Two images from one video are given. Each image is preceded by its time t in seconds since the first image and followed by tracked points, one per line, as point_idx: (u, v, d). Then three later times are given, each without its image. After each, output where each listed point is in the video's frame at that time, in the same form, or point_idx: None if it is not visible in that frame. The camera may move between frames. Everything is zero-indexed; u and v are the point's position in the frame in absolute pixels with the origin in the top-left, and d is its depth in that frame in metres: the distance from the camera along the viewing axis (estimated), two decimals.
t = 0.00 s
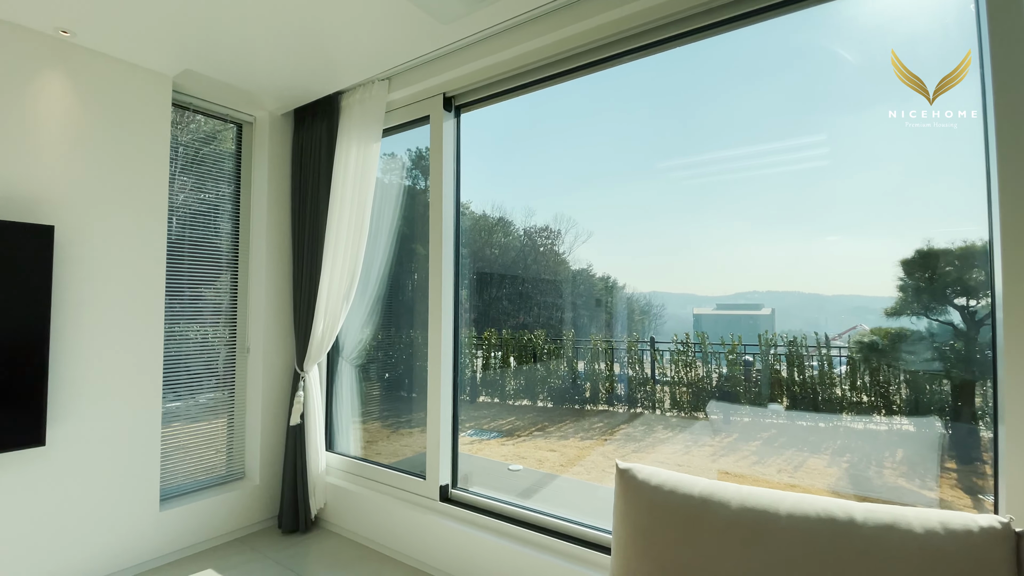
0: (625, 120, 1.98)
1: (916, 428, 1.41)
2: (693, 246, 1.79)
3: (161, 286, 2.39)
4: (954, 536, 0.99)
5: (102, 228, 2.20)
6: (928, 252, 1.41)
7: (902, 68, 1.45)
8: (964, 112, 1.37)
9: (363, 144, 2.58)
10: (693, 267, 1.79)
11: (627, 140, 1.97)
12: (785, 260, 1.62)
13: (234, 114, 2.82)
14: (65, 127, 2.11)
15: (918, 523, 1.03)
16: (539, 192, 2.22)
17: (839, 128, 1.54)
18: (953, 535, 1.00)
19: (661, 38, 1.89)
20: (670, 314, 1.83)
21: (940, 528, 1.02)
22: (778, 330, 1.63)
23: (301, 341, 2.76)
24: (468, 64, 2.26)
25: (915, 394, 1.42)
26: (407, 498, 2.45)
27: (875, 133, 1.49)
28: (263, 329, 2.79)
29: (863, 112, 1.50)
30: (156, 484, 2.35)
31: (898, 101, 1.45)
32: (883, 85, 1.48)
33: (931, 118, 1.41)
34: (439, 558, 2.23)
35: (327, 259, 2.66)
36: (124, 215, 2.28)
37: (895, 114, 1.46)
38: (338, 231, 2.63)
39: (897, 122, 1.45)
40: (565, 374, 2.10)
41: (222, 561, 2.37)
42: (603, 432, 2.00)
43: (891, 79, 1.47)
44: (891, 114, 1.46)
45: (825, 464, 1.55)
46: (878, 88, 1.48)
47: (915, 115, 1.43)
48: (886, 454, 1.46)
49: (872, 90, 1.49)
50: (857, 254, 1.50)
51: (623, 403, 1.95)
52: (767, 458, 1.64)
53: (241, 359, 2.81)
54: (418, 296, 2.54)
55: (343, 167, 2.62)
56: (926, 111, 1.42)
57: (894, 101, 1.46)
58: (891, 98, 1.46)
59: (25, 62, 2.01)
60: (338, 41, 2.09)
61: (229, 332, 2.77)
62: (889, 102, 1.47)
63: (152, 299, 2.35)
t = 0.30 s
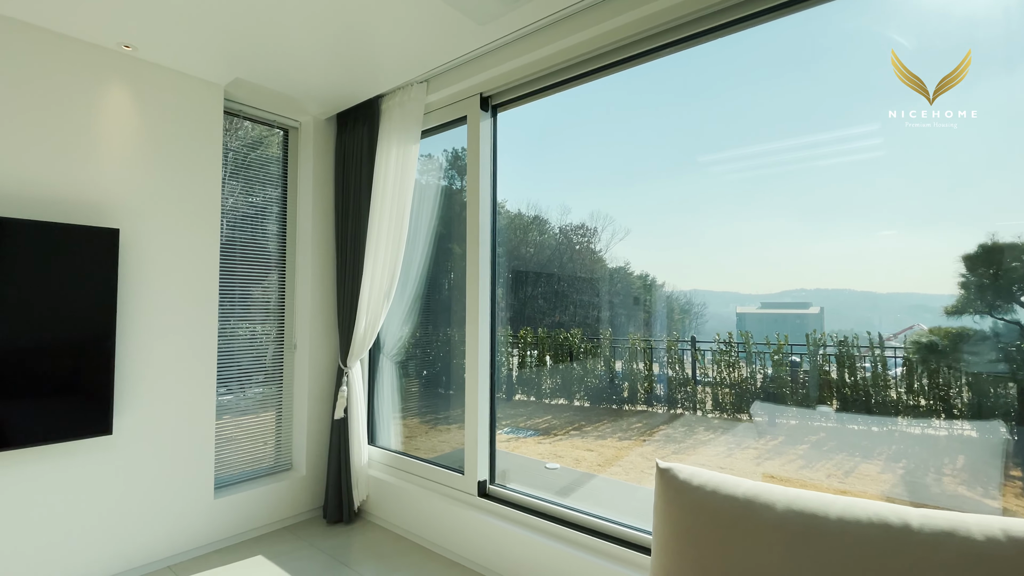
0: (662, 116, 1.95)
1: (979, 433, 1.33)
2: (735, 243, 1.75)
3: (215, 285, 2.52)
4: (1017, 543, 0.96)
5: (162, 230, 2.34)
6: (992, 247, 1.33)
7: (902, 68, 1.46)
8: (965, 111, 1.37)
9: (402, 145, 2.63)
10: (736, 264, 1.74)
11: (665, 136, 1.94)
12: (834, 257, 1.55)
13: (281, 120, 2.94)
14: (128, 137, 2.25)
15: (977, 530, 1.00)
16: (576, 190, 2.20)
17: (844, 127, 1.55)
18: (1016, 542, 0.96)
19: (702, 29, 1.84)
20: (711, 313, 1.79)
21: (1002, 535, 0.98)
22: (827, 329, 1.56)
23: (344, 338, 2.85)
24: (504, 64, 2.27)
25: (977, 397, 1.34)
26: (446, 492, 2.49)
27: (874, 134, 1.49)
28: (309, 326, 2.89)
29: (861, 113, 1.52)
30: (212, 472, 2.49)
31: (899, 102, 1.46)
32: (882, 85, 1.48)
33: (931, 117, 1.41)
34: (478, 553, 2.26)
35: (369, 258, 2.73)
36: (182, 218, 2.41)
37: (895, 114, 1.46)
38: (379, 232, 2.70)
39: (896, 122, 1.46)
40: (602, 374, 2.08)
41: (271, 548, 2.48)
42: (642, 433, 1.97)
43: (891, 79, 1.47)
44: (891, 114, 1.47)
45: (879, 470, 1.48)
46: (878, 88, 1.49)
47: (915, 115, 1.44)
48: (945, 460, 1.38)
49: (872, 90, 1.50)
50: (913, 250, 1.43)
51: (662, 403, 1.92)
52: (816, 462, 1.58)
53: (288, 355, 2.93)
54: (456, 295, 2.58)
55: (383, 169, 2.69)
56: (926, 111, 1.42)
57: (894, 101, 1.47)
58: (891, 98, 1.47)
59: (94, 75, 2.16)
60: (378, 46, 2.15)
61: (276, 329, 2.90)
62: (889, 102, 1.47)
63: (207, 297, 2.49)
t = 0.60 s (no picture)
0: (695, 113, 1.91)
1: None
2: (773, 241, 1.71)
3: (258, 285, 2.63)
4: None
5: (210, 233, 2.46)
6: None
7: (902, 68, 1.47)
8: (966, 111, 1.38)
9: (436, 147, 2.68)
10: (775, 261, 1.70)
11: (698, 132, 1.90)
12: (879, 255, 1.50)
13: (320, 124, 3.04)
14: (178, 144, 2.37)
15: None
16: (607, 188, 2.19)
17: (849, 126, 1.56)
18: None
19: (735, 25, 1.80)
20: (748, 313, 1.75)
21: None
22: (871, 329, 1.51)
23: (380, 336, 2.92)
24: (536, 64, 2.28)
25: None
26: (480, 488, 2.53)
27: (876, 134, 1.51)
28: (347, 324, 2.98)
29: (862, 114, 1.54)
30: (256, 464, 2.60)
31: (899, 103, 1.47)
32: (883, 85, 1.50)
33: (931, 118, 1.42)
34: (511, 549, 2.28)
35: (404, 258, 2.79)
36: (228, 221, 2.52)
37: (895, 114, 1.48)
38: (414, 232, 2.76)
39: (896, 121, 1.48)
40: (635, 373, 2.07)
41: (312, 539, 2.57)
42: (675, 434, 1.94)
43: (891, 79, 1.49)
44: (891, 114, 1.49)
45: (927, 476, 1.42)
46: (879, 88, 1.51)
47: (915, 115, 1.45)
48: (1000, 467, 1.32)
49: (874, 91, 1.52)
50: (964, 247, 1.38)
51: (697, 404, 1.89)
52: (860, 467, 1.52)
53: (326, 352, 3.03)
54: (489, 294, 2.61)
55: (418, 171, 2.75)
56: (926, 112, 1.43)
57: (894, 101, 1.48)
58: (892, 98, 1.49)
59: (148, 87, 2.29)
60: (413, 50, 2.20)
61: (316, 327, 2.99)
62: (890, 102, 1.49)
63: (251, 297, 2.59)
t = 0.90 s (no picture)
0: (725, 109, 1.89)
1: None
2: (809, 240, 1.66)
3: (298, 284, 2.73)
4: None
5: (251, 234, 2.57)
6: None
7: (902, 68, 1.49)
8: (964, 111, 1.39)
9: (467, 148, 2.72)
10: (808, 260, 1.66)
11: (728, 129, 1.88)
12: (921, 252, 1.45)
13: (354, 128, 3.13)
14: (223, 150, 2.49)
15: None
16: (635, 187, 2.18)
17: (853, 127, 1.58)
18: None
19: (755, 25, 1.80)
20: (781, 313, 1.72)
21: None
22: (912, 329, 1.47)
23: (413, 335, 2.99)
24: (567, 64, 2.29)
25: None
26: (511, 486, 2.56)
27: (877, 134, 1.53)
28: (381, 323, 3.06)
29: (863, 115, 1.56)
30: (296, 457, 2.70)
31: (898, 102, 1.49)
32: (883, 85, 1.52)
33: (932, 118, 1.44)
34: (542, 546, 2.31)
35: (436, 258, 2.85)
36: (268, 223, 2.63)
37: (895, 114, 1.50)
38: (445, 233, 2.81)
39: (896, 121, 1.49)
40: (665, 374, 2.05)
41: (348, 532, 2.64)
42: (707, 436, 1.92)
43: (892, 79, 1.51)
44: (891, 114, 1.50)
45: (974, 482, 1.36)
46: (880, 89, 1.53)
47: (915, 115, 1.47)
48: None
49: (901, 86, 1.49)
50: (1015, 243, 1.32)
51: (729, 406, 1.86)
52: (902, 472, 1.47)
53: (361, 350, 3.12)
54: (519, 293, 2.64)
55: (450, 172, 2.79)
56: (926, 111, 1.45)
57: (894, 101, 1.50)
58: (892, 98, 1.51)
59: (196, 96, 2.42)
60: (445, 53, 2.24)
61: (351, 326, 3.09)
62: (890, 102, 1.51)
63: (290, 296, 2.70)
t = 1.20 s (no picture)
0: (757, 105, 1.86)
1: None
2: (847, 238, 1.61)
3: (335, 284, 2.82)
4: None
5: (291, 236, 2.67)
6: None
7: (902, 68, 1.52)
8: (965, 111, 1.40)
9: (499, 148, 2.75)
10: (844, 258, 1.62)
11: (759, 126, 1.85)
12: (969, 249, 1.39)
13: (388, 131, 3.21)
14: (265, 155, 2.61)
15: None
16: (664, 185, 2.17)
17: (880, 123, 1.55)
18: None
19: (781, 22, 1.78)
20: (817, 313, 1.68)
21: None
22: (959, 330, 1.41)
23: (445, 333, 3.04)
24: (597, 62, 2.29)
25: None
26: (543, 484, 2.58)
27: (877, 135, 1.55)
28: (414, 322, 3.13)
29: (862, 117, 1.59)
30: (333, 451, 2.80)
31: (898, 102, 1.51)
32: (884, 85, 1.54)
33: (932, 118, 1.45)
34: (575, 545, 2.31)
35: (468, 258, 2.89)
36: (307, 224, 2.73)
37: (895, 114, 1.52)
38: (476, 233, 2.85)
39: (897, 121, 1.51)
40: (697, 375, 2.03)
41: (383, 526, 2.72)
42: (741, 439, 1.89)
43: (892, 79, 1.54)
44: (891, 114, 1.53)
45: None
46: (880, 90, 1.55)
47: (915, 115, 1.49)
48: None
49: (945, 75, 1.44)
50: None
51: (765, 408, 1.83)
52: (948, 478, 1.42)
53: (395, 348, 3.20)
54: (548, 292, 2.65)
55: (482, 174, 2.83)
56: (926, 112, 1.46)
57: (895, 101, 1.52)
58: (893, 98, 1.52)
59: (240, 104, 2.54)
60: (476, 54, 2.28)
61: (384, 324, 3.17)
62: (890, 103, 1.53)
63: (328, 295, 2.79)
